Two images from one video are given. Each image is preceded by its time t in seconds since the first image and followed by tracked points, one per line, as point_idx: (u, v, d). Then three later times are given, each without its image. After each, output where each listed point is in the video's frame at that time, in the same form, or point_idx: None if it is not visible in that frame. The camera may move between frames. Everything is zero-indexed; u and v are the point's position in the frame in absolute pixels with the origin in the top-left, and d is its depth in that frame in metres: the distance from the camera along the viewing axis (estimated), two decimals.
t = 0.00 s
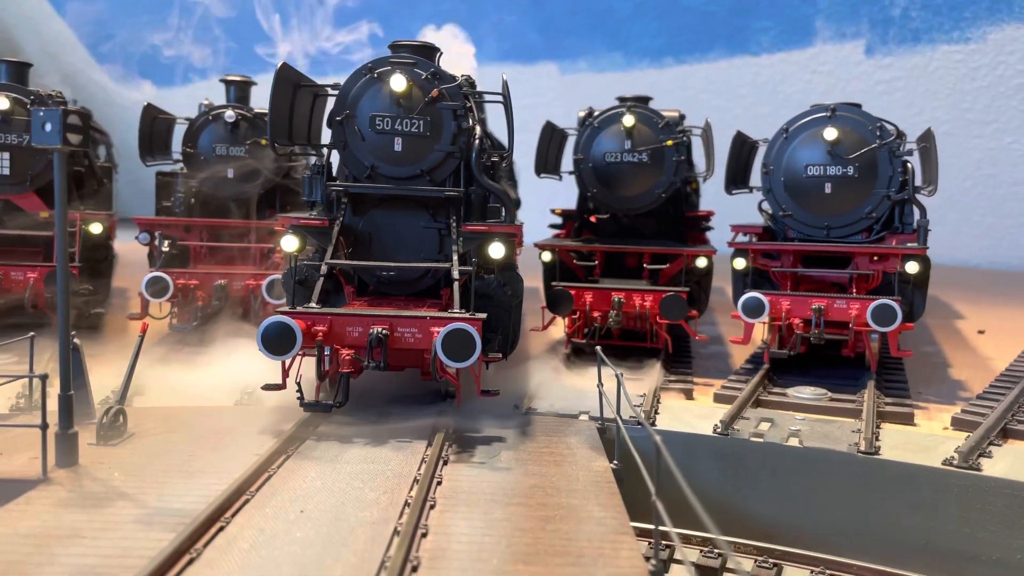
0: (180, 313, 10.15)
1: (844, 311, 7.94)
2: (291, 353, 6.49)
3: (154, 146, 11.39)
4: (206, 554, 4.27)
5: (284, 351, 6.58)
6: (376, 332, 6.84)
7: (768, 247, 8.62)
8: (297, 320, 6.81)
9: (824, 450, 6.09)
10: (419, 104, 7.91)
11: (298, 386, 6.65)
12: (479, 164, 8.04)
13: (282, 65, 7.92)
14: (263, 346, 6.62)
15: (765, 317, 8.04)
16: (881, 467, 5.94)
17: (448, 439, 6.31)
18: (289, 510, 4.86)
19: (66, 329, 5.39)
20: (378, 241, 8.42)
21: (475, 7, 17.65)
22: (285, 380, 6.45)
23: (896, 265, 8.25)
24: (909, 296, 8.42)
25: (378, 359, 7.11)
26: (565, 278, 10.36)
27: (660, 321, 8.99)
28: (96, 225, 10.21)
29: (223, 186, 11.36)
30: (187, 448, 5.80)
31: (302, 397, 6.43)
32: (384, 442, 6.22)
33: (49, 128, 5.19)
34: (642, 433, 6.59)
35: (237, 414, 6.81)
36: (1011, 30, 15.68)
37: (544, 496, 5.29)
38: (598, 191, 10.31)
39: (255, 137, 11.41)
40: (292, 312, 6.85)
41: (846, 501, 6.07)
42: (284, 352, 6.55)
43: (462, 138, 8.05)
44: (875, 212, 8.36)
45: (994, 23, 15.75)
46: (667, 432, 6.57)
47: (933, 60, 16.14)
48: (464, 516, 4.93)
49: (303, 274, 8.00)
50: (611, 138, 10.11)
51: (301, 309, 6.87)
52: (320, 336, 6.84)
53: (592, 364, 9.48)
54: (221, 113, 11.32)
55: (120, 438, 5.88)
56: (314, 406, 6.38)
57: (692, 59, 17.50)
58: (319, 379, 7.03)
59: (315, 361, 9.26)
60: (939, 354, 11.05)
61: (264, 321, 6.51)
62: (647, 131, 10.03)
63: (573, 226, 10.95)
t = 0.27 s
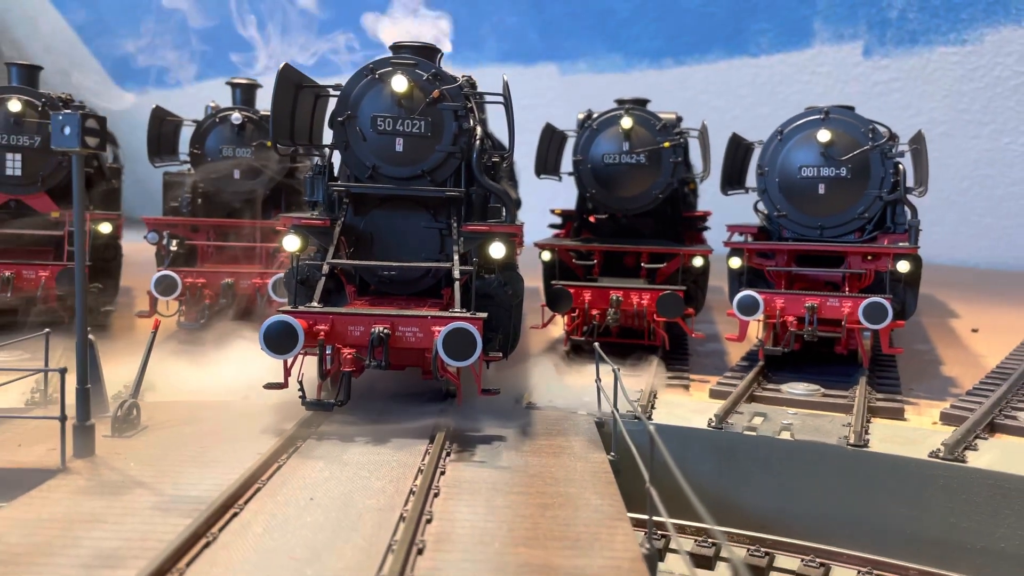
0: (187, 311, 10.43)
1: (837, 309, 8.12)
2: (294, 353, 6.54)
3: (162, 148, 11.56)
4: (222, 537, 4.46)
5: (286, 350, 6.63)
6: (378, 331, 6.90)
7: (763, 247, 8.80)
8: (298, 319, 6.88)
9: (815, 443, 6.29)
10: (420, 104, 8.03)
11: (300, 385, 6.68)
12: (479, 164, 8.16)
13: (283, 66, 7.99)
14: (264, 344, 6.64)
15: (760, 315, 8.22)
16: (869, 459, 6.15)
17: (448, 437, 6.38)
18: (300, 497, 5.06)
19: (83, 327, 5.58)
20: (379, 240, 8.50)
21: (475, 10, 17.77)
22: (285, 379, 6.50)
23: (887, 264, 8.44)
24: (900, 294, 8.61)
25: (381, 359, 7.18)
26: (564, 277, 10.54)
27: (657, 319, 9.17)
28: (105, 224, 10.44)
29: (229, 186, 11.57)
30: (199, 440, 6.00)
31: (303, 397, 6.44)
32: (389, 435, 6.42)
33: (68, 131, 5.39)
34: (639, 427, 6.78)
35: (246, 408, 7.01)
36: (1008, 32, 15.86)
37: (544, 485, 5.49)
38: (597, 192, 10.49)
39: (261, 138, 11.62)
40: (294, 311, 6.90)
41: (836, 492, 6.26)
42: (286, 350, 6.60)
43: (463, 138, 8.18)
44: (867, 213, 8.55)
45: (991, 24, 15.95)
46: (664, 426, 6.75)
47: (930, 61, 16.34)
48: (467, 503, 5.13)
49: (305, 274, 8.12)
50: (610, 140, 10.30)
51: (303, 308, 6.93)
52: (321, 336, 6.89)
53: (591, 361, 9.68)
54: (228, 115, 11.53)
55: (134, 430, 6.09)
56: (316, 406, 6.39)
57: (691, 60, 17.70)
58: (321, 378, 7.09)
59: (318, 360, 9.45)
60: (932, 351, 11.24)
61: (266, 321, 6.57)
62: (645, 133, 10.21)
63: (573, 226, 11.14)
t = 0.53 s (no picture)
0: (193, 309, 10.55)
1: (831, 307, 8.31)
2: (292, 353, 6.65)
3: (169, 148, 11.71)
4: (234, 524, 4.62)
5: (287, 349, 6.74)
6: (379, 330, 7.03)
7: (759, 246, 8.95)
8: (299, 318, 7.02)
9: (808, 438, 6.45)
10: (421, 104, 8.15)
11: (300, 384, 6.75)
12: (480, 164, 8.27)
13: (284, 65, 8.08)
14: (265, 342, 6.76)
15: (756, 313, 8.38)
16: (862, 453, 6.30)
17: (449, 438, 6.38)
18: (308, 487, 5.23)
19: (97, 323, 5.76)
20: (380, 239, 8.65)
21: (475, 10, 17.97)
22: (286, 378, 6.56)
23: (881, 263, 8.59)
24: (894, 292, 8.77)
25: (381, 357, 7.32)
26: (563, 276, 10.71)
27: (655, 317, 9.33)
28: (113, 224, 10.50)
29: (234, 186, 11.72)
30: (208, 434, 6.17)
31: (303, 396, 6.51)
32: (393, 430, 6.60)
33: (83, 133, 5.55)
34: (637, 422, 6.94)
35: (254, 404, 7.19)
36: (1006, 33, 16.01)
37: (544, 476, 5.65)
38: (596, 192, 10.65)
39: (266, 139, 11.76)
40: (295, 311, 7.03)
41: (829, 485, 6.42)
42: (287, 349, 6.71)
43: (464, 137, 8.29)
44: (861, 213, 8.70)
45: (989, 25, 16.09)
46: (661, 421, 6.95)
47: (928, 62, 16.50)
48: (469, 492, 5.29)
49: (306, 273, 8.24)
50: (608, 141, 10.46)
51: (304, 308, 7.08)
52: (322, 335, 6.99)
53: (589, 358, 9.86)
54: (234, 116, 11.72)
55: (146, 424, 6.26)
56: (316, 404, 6.48)
57: (691, 61, 17.86)
58: (321, 377, 7.19)
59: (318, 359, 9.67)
60: (927, 350, 11.39)
61: (268, 320, 6.70)
62: (643, 134, 10.37)
63: (572, 225, 11.30)
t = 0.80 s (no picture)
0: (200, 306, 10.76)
1: (825, 306, 8.50)
2: (295, 352, 6.74)
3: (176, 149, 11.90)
4: (246, 510, 4.81)
5: (288, 348, 6.81)
6: (380, 329, 7.07)
7: (754, 246, 9.14)
8: (300, 318, 7.08)
9: (800, 432, 6.63)
10: (421, 105, 8.28)
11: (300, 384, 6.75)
12: (479, 164, 8.40)
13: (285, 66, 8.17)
14: (266, 341, 6.84)
15: (750, 310, 8.58)
16: (852, 446, 6.48)
17: (449, 439, 6.37)
18: (317, 476, 5.42)
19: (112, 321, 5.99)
20: (380, 238, 8.78)
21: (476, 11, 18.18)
22: (287, 377, 6.61)
23: (873, 262, 8.75)
24: (887, 291, 8.96)
25: (382, 356, 7.39)
26: (563, 275, 10.90)
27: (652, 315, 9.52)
28: (121, 223, 10.49)
29: (240, 186, 11.91)
30: (219, 428, 6.38)
31: (305, 395, 6.56)
32: (397, 424, 6.79)
33: (99, 136, 5.75)
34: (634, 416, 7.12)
35: (262, 400, 7.39)
36: (1003, 35, 16.19)
37: (544, 468, 5.85)
38: (595, 193, 10.85)
39: (272, 141, 11.93)
40: (296, 310, 7.10)
41: (820, 476, 6.62)
42: (287, 349, 6.78)
43: (465, 138, 8.41)
44: (854, 213, 8.88)
45: (986, 27, 16.25)
46: (657, 414, 7.13)
47: (925, 63, 16.70)
48: (472, 482, 5.49)
49: (307, 272, 8.44)
50: (607, 143, 10.65)
51: (305, 307, 7.15)
52: (323, 334, 7.05)
53: (588, 355, 10.07)
54: (240, 118, 11.92)
55: (158, 417, 6.48)
56: (317, 403, 6.56)
57: (690, 62, 18.06)
58: (322, 375, 7.25)
59: (318, 357, 9.91)
60: (921, 348, 11.56)
61: (269, 320, 6.77)
62: (641, 136, 10.57)
63: (571, 225, 11.49)
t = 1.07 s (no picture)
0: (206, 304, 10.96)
1: (818, 304, 8.67)
2: (297, 350, 6.82)
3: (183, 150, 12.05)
4: (258, 498, 5.01)
5: (289, 347, 6.92)
6: (381, 328, 7.15)
7: (750, 245, 9.35)
8: (302, 317, 7.20)
9: (793, 426, 6.82)
10: (422, 105, 8.41)
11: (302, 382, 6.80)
12: (480, 164, 8.53)
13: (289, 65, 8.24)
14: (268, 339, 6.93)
15: (746, 308, 8.77)
16: (843, 441, 6.66)
17: (450, 437, 6.45)
18: (324, 467, 5.62)
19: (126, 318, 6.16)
20: (382, 238, 8.88)
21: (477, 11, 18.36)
22: (289, 377, 6.63)
23: (866, 261, 8.92)
24: (880, 289, 9.15)
25: (383, 355, 7.46)
26: (562, 274, 11.07)
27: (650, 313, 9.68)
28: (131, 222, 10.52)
29: (245, 186, 12.08)
30: (228, 423, 6.56)
31: (306, 394, 6.63)
32: (401, 420, 6.99)
33: (114, 139, 5.92)
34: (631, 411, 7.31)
35: (268, 397, 7.58)
36: (1001, 36, 16.37)
37: (544, 461, 6.04)
38: (594, 193, 11.02)
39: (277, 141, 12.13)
40: (298, 309, 7.20)
41: (812, 469, 6.83)
42: (290, 347, 6.90)
43: (465, 138, 8.54)
44: (847, 213, 9.06)
45: (983, 28, 16.42)
46: (652, 408, 7.31)
47: (923, 64, 16.89)
48: (474, 473, 5.68)
49: (308, 272, 8.58)
50: (606, 144, 10.83)
51: (306, 306, 7.29)
52: (324, 333, 7.16)
53: (587, 353, 10.26)
54: (245, 119, 12.11)
55: (170, 411, 6.70)
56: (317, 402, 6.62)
57: (689, 62, 18.23)
58: (323, 374, 7.33)
59: (318, 357, 10.10)
60: (915, 346, 11.74)
61: (271, 318, 6.86)
62: (639, 137, 10.75)
63: (571, 225, 11.66)
